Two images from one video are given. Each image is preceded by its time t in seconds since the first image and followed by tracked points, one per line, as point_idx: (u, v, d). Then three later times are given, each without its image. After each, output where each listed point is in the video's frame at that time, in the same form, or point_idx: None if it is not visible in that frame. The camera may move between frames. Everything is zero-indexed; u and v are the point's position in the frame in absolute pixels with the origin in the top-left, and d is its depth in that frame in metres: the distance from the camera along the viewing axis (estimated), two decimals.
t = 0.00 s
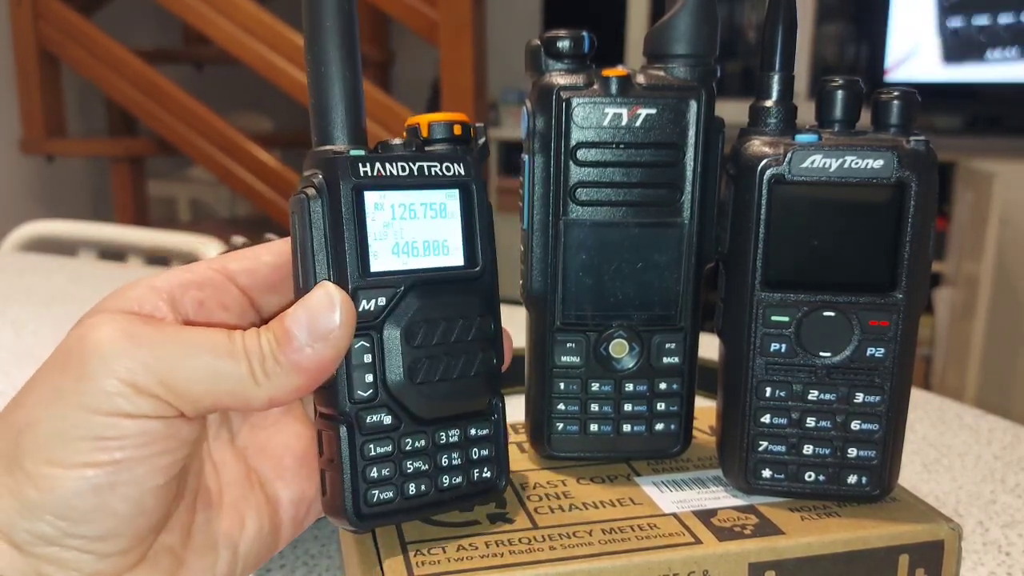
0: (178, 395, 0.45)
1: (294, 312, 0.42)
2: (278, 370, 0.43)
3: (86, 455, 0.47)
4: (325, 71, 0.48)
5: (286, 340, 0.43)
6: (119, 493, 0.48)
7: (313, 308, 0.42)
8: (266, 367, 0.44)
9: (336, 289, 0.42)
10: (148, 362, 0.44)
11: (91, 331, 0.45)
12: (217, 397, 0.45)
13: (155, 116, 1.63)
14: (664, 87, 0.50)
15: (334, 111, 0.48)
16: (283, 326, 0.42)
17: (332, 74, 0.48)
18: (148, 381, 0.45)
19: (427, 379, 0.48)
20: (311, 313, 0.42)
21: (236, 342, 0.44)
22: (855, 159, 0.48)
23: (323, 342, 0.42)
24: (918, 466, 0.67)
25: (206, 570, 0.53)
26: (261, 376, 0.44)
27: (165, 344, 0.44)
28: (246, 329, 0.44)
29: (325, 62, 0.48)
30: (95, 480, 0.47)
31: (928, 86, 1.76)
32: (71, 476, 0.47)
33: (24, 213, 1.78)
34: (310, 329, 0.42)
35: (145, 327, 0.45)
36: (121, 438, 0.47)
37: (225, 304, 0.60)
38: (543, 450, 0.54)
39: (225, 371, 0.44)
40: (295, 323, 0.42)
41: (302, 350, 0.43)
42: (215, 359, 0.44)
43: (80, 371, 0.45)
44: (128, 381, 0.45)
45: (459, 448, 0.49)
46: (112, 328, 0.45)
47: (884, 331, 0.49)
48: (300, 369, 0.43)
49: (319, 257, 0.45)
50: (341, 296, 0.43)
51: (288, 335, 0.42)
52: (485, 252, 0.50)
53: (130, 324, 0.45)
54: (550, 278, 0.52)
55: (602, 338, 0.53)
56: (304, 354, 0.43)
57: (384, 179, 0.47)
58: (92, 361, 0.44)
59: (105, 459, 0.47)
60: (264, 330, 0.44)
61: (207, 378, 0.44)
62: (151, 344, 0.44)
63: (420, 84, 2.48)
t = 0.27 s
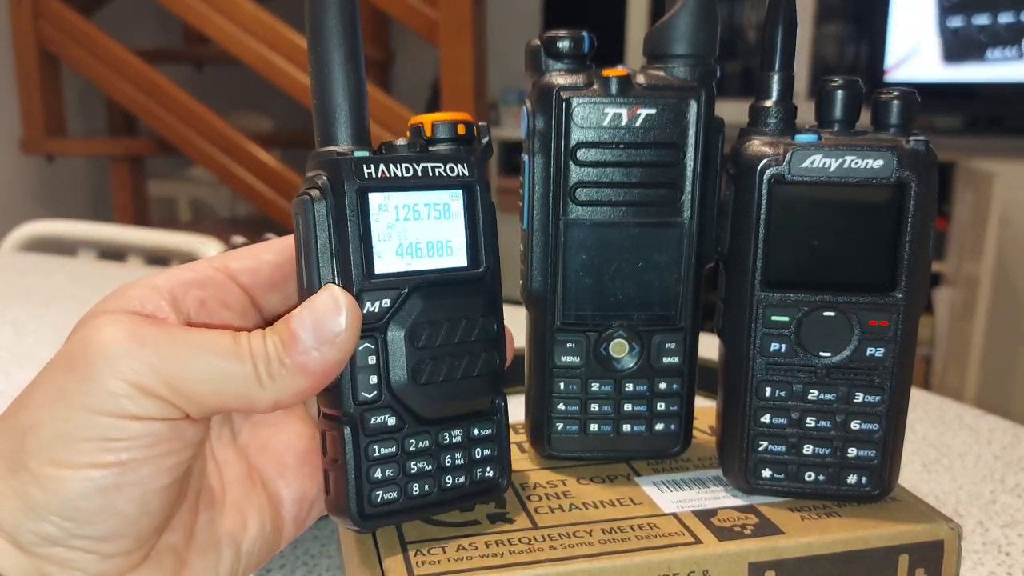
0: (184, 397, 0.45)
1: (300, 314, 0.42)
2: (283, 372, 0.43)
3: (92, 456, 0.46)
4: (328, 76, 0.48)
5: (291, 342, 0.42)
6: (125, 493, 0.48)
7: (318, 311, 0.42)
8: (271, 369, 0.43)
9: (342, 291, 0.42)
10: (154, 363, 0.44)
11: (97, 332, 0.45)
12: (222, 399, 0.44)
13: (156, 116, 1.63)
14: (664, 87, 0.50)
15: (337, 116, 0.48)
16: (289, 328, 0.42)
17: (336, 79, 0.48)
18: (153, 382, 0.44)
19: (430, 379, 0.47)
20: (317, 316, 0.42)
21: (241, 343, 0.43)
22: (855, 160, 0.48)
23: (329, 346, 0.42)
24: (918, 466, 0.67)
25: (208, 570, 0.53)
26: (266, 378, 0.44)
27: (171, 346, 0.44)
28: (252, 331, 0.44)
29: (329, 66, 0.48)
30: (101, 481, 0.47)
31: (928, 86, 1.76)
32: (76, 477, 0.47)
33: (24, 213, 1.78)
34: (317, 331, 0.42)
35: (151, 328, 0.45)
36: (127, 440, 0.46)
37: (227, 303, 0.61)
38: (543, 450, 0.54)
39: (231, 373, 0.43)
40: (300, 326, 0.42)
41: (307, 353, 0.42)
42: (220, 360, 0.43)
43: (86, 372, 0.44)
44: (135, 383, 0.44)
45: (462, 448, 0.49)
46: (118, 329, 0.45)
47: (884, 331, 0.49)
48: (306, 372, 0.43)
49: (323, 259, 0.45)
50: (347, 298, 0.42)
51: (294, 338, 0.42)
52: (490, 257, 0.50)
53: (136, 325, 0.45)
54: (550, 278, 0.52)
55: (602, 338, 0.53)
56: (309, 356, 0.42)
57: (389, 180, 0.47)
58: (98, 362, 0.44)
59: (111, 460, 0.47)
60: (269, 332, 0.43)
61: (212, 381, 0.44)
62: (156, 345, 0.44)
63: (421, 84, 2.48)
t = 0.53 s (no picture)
0: (201, 410, 0.45)
1: (326, 341, 0.42)
2: (302, 395, 0.43)
3: (106, 464, 0.46)
4: (356, 82, 0.44)
5: (316, 367, 0.42)
6: (136, 500, 0.48)
7: (346, 339, 0.41)
8: (290, 391, 0.43)
9: (369, 319, 0.42)
10: (174, 376, 0.44)
11: (119, 337, 0.44)
12: (238, 414, 0.44)
13: (156, 115, 1.63)
14: (664, 87, 0.50)
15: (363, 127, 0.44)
16: (314, 354, 0.42)
17: (365, 88, 0.44)
18: (173, 395, 0.44)
19: (448, 398, 0.47)
20: (343, 345, 0.41)
21: (263, 361, 0.43)
22: (855, 160, 0.48)
23: (353, 376, 0.42)
24: (918, 466, 0.67)
25: (212, 569, 0.53)
26: (285, 399, 0.43)
27: (193, 358, 0.43)
28: (273, 349, 0.44)
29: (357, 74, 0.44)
30: (114, 487, 0.47)
31: (928, 86, 1.76)
32: (88, 483, 0.47)
33: (24, 212, 1.78)
34: (342, 361, 0.42)
35: (174, 337, 0.44)
36: (143, 450, 0.46)
37: (235, 299, 0.61)
38: (543, 450, 0.54)
39: (249, 389, 0.43)
40: (326, 352, 0.42)
41: (330, 379, 0.42)
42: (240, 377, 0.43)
43: (106, 378, 0.44)
44: (154, 395, 0.44)
45: (474, 457, 0.48)
46: (142, 334, 0.44)
47: (884, 331, 0.49)
48: (324, 398, 0.43)
49: (347, 280, 0.44)
50: (373, 326, 0.42)
51: (319, 364, 0.42)
52: (511, 268, 0.48)
53: (160, 332, 0.44)
54: (550, 278, 0.52)
55: (602, 338, 0.52)
56: (332, 383, 0.43)
57: (416, 201, 0.44)
58: (119, 370, 0.44)
59: (125, 468, 0.47)
60: (291, 350, 0.43)
61: (230, 394, 0.44)
62: (178, 357, 0.43)
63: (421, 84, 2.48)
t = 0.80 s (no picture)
0: (198, 425, 0.45)
1: (333, 362, 0.42)
2: (302, 412, 0.43)
3: (100, 472, 0.46)
4: (367, 85, 0.43)
5: (321, 386, 0.42)
6: (126, 508, 0.48)
7: (353, 361, 0.42)
8: (291, 407, 0.43)
9: (376, 341, 0.42)
10: (175, 388, 0.43)
11: (119, 349, 0.44)
12: (236, 427, 0.44)
13: (156, 116, 1.63)
14: (664, 87, 0.50)
15: (372, 130, 0.44)
16: (320, 372, 0.42)
17: (376, 91, 0.43)
18: (169, 410, 0.44)
19: (449, 403, 0.47)
20: (351, 367, 0.42)
21: (265, 376, 0.43)
22: (855, 160, 0.48)
23: (357, 398, 0.43)
24: (918, 466, 0.67)
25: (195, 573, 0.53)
26: (285, 415, 0.43)
27: (196, 370, 0.43)
28: (275, 363, 0.44)
29: (367, 76, 0.43)
30: (104, 495, 0.47)
31: (928, 86, 1.76)
32: (78, 489, 0.46)
33: (23, 212, 1.78)
34: (347, 383, 0.42)
35: (176, 351, 0.44)
36: (132, 464, 0.46)
37: (238, 302, 0.61)
38: (543, 450, 0.54)
39: (250, 403, 0.43)
40: (332, 373, 0.42)
41: (335, 399, 0.43)
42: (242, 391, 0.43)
43: (105, 390, 0.44)
44: (151, 410, 0.44)
45: (475, 461, 0.48)
46: (145, 345, 0.44)
47: (884, 332, 0.49)
48: (326, 417, 0.43)
49: (352, 291, 0.43)
50: (381, 347, 0.42)
51: (324, 383, 0.42)
52: (517, 272, 0.48)
53: (163, 342, 0.44)
54: (550, 278, 0.52)
55: (602, 338, 0.52)
56: (335, 403, 0.43)
57: (423, 206, 0.44)
58: (119, 381, 0.44)
59: (115, 478, 0.46)
60: (294, 364, 0.43)
61: (231, 409, 0.43)
62: (180, 370, 0.43)
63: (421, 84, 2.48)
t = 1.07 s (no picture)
0: (200, 398, 0.45)
1: (311, 310, 0.43)
2: (297, 371, 0.44)
3: (104, 452, 0.46)
4: (332, 73, 0.49)
5: (305, 340, 0.43)
6: (131, 490, 0.47)
7: (329, 308, 0.43)
8: (285, 368, 0.44)
9: (350, 287, 0.44)
10: (174, 368, 0.44)
11: (117, 335, 0.44)
12: (239, 399, 0.44)
13: (156, 116, 1.63)
14: (664, 87, 0.50)
15: (343, 112, 0.49)
16: (301, 326, 0.43)
17: (342, 77, 0.49)
18: (171, 386, 0.44)
19: (443, 368, 0.47)
20: (327, 312, 0.43)
21: (255, 342, 0.44)
22: (856, 160, 0.48)
23: (340, 340, 0.44)
24: (918, 466, 0.67)
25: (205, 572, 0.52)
26: (280, 377, 0.44)
27: (190, 350, 0.44)
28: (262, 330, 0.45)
29: (333, 64, 0.49)
30: (110, 476, 0.46)
31: (928, 86, 1.76)
32: (83, 470, 0.46)
33: (23, 212, 1.78)
34: (327, 327, 0.43)
35: (168, 331, 0.44)
36: (138, 437, 0.46)
37: (235, 305, 0.61)
38: (543, 450, 0.54)
39: (247, 373, 0.44)
40: (313, 322, 0.43)
41: (321, 349, 0.44)
42: (237, 361, 0.44)
43: (105, 373, 0.44)
44: (153, 385, 0.44)
45: (478, 438, 0.49)
46: (140, 331, 0.44)
47: (885, 332, 0.49)
48: (319, 367, 0.44)
49: (331, 257, 0.45)
50: (355, 293, 0.44)
51: (307, 335, 0.43)
52: (498, 242, 0.50)
53: (154, 330, 0.44)
54: (550, 278, 0.52)
55: (603, 338, 0.52)
56: (322, 351, 0.44)
57: (394, 172, 0.47)
58: (118, 365, 0.44)
59: (121, 456, 0.46)
60: (280, 330, 0.44)
61: (229, 384, 0.44)
62: (176, 350, 0.44)
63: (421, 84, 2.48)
